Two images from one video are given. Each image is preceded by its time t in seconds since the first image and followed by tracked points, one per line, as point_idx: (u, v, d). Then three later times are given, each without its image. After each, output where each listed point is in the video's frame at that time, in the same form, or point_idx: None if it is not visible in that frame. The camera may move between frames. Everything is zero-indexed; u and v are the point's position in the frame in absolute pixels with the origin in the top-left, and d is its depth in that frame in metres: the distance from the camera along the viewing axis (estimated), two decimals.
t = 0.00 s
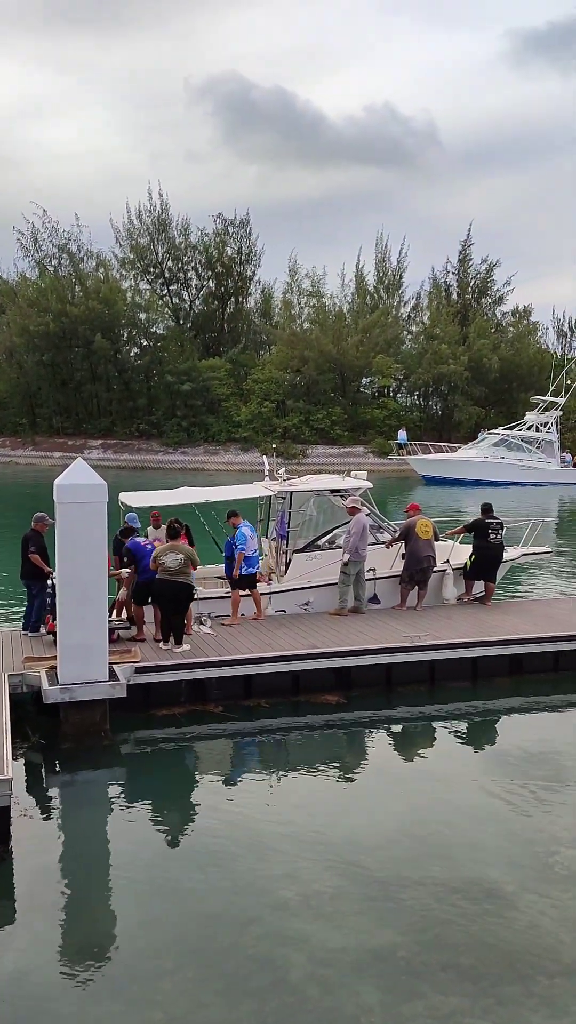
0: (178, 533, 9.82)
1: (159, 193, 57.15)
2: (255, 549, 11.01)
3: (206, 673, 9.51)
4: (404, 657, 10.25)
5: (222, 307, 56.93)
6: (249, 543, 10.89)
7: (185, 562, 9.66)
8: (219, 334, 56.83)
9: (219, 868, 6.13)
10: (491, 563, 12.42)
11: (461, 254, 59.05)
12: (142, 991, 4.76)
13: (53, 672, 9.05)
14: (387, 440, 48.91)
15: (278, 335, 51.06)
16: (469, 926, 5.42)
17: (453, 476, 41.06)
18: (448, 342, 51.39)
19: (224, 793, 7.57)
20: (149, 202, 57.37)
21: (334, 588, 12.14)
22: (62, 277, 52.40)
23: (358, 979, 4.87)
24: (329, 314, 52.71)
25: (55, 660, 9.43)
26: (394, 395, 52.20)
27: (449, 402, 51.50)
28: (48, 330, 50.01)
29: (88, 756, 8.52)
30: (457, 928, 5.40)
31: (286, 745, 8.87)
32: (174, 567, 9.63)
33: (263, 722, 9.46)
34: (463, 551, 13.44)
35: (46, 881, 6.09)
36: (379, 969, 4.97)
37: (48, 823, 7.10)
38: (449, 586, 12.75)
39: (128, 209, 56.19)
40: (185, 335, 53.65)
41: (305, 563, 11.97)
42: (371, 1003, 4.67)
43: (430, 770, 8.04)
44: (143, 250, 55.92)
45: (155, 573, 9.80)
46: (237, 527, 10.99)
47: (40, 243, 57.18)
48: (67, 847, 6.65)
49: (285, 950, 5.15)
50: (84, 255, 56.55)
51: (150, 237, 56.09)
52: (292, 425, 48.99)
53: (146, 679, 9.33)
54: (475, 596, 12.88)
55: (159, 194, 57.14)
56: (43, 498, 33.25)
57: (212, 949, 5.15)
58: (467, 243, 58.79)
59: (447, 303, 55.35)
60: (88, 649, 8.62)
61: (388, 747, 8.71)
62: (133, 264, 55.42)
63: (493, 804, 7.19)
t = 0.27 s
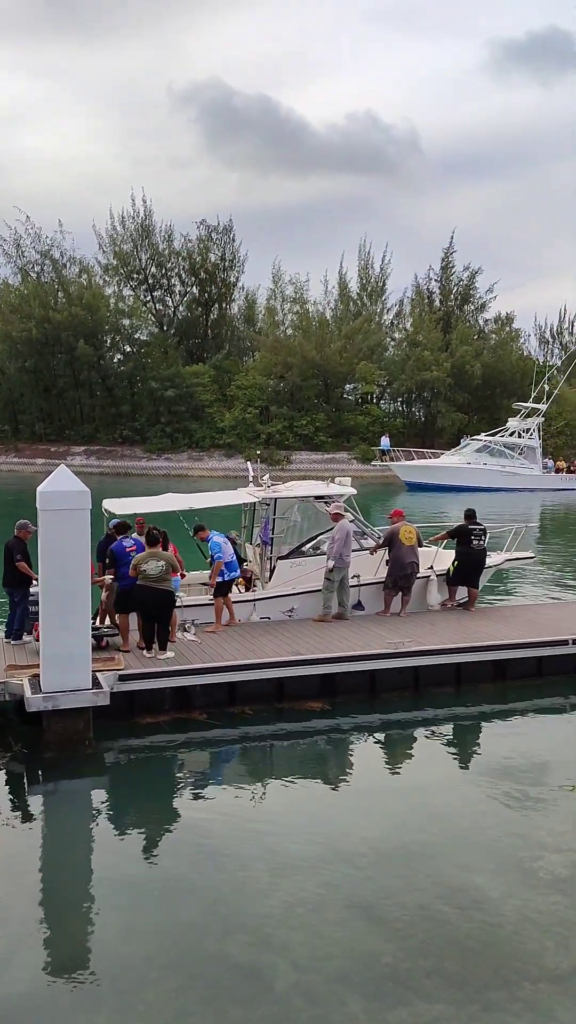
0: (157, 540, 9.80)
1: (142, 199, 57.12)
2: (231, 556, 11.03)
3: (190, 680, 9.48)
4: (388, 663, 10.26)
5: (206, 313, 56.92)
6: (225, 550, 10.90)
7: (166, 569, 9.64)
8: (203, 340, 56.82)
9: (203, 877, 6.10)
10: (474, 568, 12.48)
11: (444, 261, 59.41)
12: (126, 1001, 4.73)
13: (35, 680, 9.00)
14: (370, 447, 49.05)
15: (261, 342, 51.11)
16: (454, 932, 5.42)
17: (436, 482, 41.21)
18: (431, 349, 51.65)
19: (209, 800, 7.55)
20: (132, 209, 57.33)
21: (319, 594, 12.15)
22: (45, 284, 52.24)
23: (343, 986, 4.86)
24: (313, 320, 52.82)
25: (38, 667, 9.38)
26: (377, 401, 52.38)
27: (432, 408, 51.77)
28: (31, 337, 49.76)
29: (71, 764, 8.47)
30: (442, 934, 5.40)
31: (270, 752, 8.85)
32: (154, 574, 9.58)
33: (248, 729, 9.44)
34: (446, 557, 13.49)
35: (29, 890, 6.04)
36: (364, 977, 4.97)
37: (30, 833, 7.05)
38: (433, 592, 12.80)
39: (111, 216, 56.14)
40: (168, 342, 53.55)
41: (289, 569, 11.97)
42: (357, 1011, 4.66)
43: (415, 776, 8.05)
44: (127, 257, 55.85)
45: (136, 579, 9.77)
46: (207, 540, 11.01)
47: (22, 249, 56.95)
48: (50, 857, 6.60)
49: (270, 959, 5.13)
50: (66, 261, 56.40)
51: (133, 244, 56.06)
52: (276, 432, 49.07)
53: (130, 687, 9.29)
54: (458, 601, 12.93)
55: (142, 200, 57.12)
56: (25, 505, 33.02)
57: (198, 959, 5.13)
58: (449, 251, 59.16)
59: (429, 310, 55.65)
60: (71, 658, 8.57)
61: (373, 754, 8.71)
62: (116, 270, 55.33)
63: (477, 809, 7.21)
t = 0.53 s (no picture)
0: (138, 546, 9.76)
1: (125, 206, 57.12)
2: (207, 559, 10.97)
3: (174, 688, 9.46)
4: (372, 669, 10.28)
5: (189, 319, 56.91)
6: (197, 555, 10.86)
7: (149, 575, 9.62)
8: (186, 347, 56.79)
9: (188, 886, 6.08)
10: (458, 574, 12.52)
11: (427, 269, 59.77)
12: (111, 1011, 4.71)
13: (18, 688, 8.94)
14: (354, 453, 49.21)
15: (245, 348, 51.17)
16: (439, 939, 5.43)
17: (420, 488, 41.36)
18: (413, 356, 51.90)
19: (194, 809, 7.52)
20: (115, 216, 57.31)
21: (303, 601, 12.14)
22: (27, 290, 52.10)
23: (328, 994, 4.86)
24: (296, 327, 52.94)
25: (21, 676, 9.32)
26: (361, 407, 52.57)
27: (415, 414, 52.04)
28: (14, 344, 49.55)
29: (55, 773, 8.43)
30: (427, 940, 5.41)
31: (255, 759, 8.83)
32: (137, 580, 9.56)
33: (233, 736, 9.41)
34: (430, 563, 13.52)
35: (12, 901, 6.01)
36: (349, 984, 4.96)
37: (13, 843, 7.00)
38: (417, 597, 12.83)
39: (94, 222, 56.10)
40: (152, 349, 53.46)
41: (274, 575, 11.97)
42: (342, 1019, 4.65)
43: (399, 782, 8.06)
44: (109, 264, 55.79)
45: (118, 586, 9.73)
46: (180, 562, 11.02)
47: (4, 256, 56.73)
48: (34, 867, 6.56)
49: (254, 968, 5.12)
50: (49, 268, 56.27)
51: (116, 251, 56.01)
52: (259, 438, 49.12)
53: (114, 695, 9.25)
54: (442, 607, 12.96)
55: (125, 207, 57.11)
56: (8, 512, 32.85)
57: (182, 968, 5.11)
58: (432, 258, 59.52)
59: (412, 317, 55.95)
60: (55, 665, 8.54)
61: (358, 760, 8.72)
62: (99, 277, 55.25)
63: (461, 814, 7.23)
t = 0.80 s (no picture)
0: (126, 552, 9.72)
1: (107, 212, 56.98)
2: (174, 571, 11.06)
3: (157, 695, 9.42)
4: (355, 675, 10.28)
5: (171, 325, 56.80)
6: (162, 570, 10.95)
7: (138, 582, 9.58)
8: (168, 353, 56.68)
9: (171, 894, 6.05)
10: (440, 580, 12.56)
11: (408, 276, 60.08)
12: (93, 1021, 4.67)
13: None
14: (337, 459, 49.32)
15: (227, 355, 51.16)
16: (423, 944, 5.43)
17: (402, 494, 41.51)
18: (395, 363, 52.14)
19: (176, 817, 7.49)
20: (96, 222, 57.15)
21: (286, 607, 12.13)
22: (8, 296, 51.79)
23: (311, 1001, 4.85)
24: (278, 333, 53.00)
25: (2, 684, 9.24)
26: (343, 413, 52.72)
27: (398, 420, 52.31)
28: None
29: (36, 781, 8.36)
30: (411, 946, 5.40)
31: (238, 766, 8.81)
32: (126, 586, 9.52)
33: (215, 743, 9.39)
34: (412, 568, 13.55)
35: None
36: (333, 990, 4.96)
37: None
38: (400, 603, 12.85)
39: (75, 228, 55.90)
40: (134, 354, 53.29)
41: (257, 582, 11.96)
42: None
43: (382, 788, 8.06)
44: (91, 269, 55.61)
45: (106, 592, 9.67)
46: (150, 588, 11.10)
47: None
48: (15, 877, 6.50)
49: (238, 976, 5.09)
50: (30, 274, 55.97)
51: (98, 256, 55.82)
52: (242, 444, 49.13)
53: (96, 702, 9.20)
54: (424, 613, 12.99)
55: (107, 213, 56.97)
56: None
57: (166, 976, 5.08)
58: (413, 265, 59.87)
59: (394, 323, 56.22)
60: (37, 673, 8.46)
61: (341, 766, 8.72)
62: (81, 283, 55.04)
63: (444, 820, 7.24)
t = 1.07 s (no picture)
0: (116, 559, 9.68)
1: (88, 218, 56.89)
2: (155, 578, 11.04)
3: (138, 703, 9.37)
4: (337, 681, 10.28)
5: (153, 331, 56.73)
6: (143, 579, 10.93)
7: (129, 589, 9.55)
8: (150, 359, 56.58)
9: (153, 902, 6.01)
10: (423, 586, 12.59)
11: (390, 282, 60.41)
12: None
13: None
14: (319, 464, 49.44)
15: (209, 360, 51.16)
16: (407, 950, 5.42)
17: (384, 499, 41.63)
18: (377, 369, 52.37)
19: (160, 824, 7.45)
20: (78, 227, 57.06)
21: (268, 613, 12.10)
22: None
23: (296, 1008, 4.83)
24: (260, 339, 53.07)
25: None
26: (326, 419, 52.88)
27: (380, 426, 52.57)
28: None
29: (17, 790, 8.29)
30: (395, 952, 5.40)
31: (221, 773, 8.78)
32: (117, 594, 9.48)
33: (198, 751, 9.35)
34: (395, 574, 13.58)
35: None
36: (316, 997, 4.94)
37: None
38: (383, 609, 12.86)
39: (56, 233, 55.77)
40: (115, 360, 53.19)
41: (240, 588, 11.94)
42: None
43: (365, 793, 8.06)
44: (72, 275, 55.50)
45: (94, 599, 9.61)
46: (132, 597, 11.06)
47: None
48: None
49: (220, 984, 5.06)
50: (11, 279, 55.74)
51: (79, 262, 55.70)
52: (224, 450, 49.16)
53: (78, 711, 9.14)
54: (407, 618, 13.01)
55: (88, 219, 56.88)
56: None
57: (148, 984, 5.05)
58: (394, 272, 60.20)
59: (375, 329, 56.48)
60: (17, 681, 8.38)
61: (324, 772, 8.71)
62: (62, 289, 54.90)
63: (427, 825, 7.24)
